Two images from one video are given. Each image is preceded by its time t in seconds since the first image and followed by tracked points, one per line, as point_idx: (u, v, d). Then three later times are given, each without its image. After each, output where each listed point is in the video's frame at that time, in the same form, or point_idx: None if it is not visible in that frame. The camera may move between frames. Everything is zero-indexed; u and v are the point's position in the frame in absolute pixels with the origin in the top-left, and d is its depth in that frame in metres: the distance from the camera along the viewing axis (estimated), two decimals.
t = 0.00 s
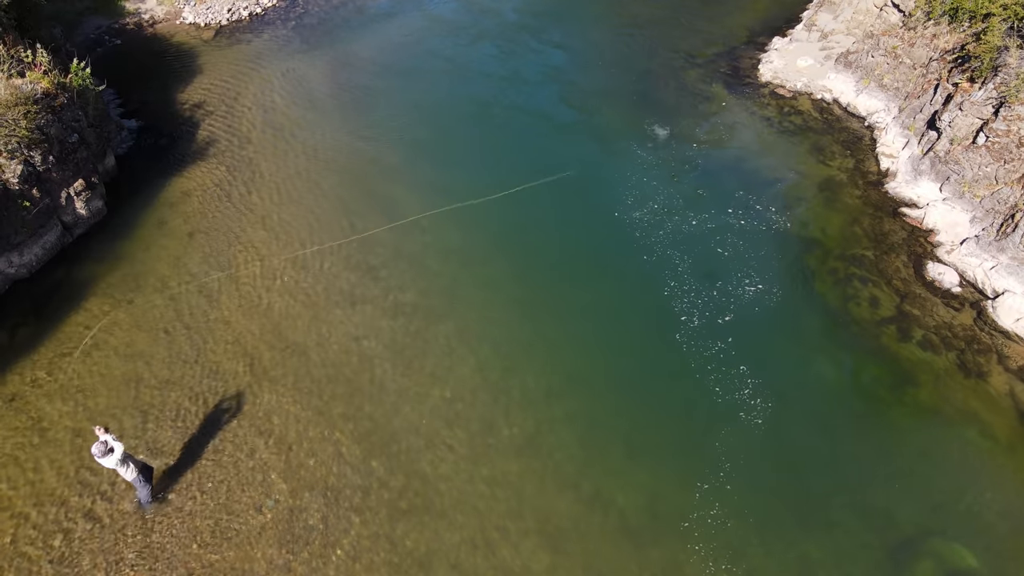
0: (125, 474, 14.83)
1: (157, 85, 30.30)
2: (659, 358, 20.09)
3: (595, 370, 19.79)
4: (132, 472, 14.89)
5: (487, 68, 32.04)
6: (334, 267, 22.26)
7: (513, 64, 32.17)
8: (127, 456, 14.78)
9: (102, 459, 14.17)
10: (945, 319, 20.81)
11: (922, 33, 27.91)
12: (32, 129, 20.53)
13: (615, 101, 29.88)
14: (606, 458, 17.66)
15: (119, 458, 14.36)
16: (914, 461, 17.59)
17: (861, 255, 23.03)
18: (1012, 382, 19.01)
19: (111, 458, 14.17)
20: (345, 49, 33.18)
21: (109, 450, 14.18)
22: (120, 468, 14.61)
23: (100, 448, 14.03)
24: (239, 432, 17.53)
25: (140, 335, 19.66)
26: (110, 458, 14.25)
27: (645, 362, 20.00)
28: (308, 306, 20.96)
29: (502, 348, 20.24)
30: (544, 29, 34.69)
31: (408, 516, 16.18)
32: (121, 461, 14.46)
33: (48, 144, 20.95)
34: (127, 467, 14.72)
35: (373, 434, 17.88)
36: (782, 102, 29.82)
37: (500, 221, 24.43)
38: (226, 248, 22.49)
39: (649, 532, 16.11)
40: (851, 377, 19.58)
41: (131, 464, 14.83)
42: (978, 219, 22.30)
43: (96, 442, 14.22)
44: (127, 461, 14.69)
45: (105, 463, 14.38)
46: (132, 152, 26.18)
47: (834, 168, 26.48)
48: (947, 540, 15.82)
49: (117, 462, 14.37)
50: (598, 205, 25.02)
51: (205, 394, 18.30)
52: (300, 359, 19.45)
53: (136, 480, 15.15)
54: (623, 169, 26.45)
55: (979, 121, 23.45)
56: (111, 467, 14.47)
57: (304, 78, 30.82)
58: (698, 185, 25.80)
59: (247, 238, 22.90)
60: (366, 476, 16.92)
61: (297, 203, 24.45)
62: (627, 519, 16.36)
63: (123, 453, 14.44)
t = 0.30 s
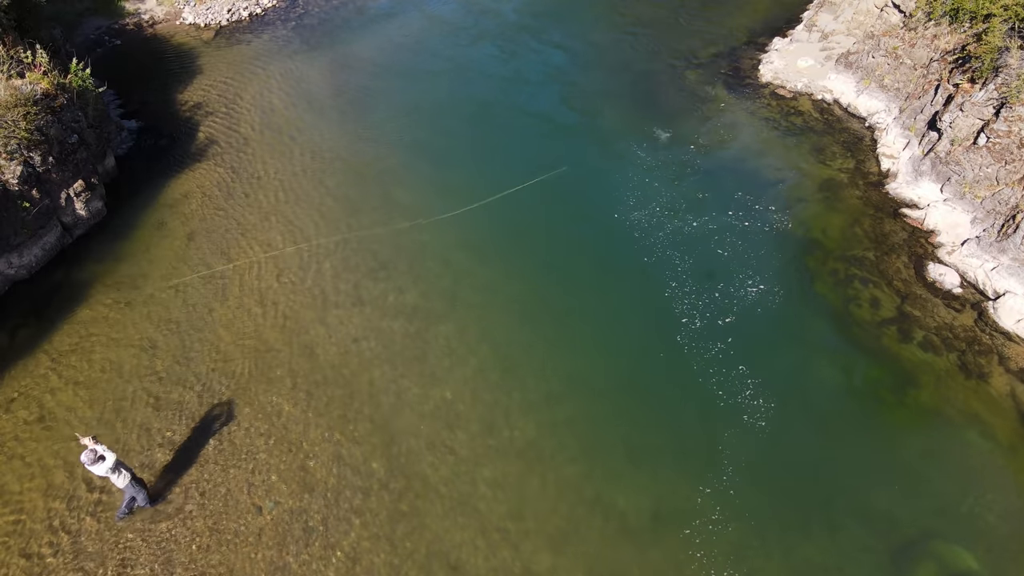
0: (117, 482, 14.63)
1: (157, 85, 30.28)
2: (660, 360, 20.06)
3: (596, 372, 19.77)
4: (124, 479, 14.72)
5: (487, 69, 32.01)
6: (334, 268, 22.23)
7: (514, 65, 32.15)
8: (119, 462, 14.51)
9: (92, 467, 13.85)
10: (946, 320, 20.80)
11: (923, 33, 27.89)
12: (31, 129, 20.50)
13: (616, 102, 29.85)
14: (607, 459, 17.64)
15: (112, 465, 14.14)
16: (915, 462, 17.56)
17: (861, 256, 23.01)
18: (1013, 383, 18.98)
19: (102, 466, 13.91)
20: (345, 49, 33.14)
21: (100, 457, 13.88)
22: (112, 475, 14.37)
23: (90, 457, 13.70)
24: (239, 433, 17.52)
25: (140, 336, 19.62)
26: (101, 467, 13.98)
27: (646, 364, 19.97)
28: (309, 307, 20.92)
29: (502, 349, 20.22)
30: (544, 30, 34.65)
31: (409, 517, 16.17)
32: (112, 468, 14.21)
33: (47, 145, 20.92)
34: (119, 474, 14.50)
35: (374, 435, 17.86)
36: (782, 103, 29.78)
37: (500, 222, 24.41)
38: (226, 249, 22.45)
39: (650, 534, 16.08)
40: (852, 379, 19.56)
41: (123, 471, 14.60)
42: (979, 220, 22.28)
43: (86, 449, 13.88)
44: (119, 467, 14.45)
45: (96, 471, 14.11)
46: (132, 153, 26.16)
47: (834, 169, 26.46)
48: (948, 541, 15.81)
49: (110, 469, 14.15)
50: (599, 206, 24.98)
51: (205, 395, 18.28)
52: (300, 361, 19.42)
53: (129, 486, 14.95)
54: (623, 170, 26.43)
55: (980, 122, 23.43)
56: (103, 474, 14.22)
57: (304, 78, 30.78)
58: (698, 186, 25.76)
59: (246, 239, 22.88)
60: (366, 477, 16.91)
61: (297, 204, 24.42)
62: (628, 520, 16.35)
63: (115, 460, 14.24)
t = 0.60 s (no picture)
0: (103, 492, 14.21)
1: (157, 85, 30.25)
2: (661, 360, 20.01)
3: (597, 373, 19.72)
4: (110, 489, 14.30)
5: (486, 69, 31.97)
6: (334, 268, 22.19)
7: (514, 65, 32.11)
8: (106, 472, 14.19)
9: (79, 476, 13.61)
10: (947, 320, 20.76)
11: (924, 33, 27.86)
12: (31, 129, 20.47)
13: (616, 102, 29.80)
14: (608, 461, 17.60)
15: (101, 474, 13.87)
16: (916, 463, 17.55)
17: (862, 256, 22.97)
18: (1015, 383, 18.94)
19: (89, 475, 13.64)
20: (345, 49, 33.09)
21: (88, 466, 13.66)
22: (98, 485, 14.02)
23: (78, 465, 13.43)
24: (238, 434, 17.49)
25: (139, 337, 19.58)
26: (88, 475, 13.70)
27: (647, 364, 19.93)
28: (308, 307, 20.88)
29: (503, 350, 20.18)
30: (544, 30, 34.60)
31: (409, 518, 16.16)
32: (100, 477, 13.92)
33: (46, 145, 20.88)
34: (105, 484, 14.13)
35: (374, 436, 17.83)
36: (782, 103, 29.71)
37: (501, 223, 24.35)
38: (225, 250, 22.41)
39: (651, 536, 16.05)
40: (853, 380, 19.54)
41: (110, 481, 14.24)
42: (981, 220, 22.23)
43: (70, 459, 13.57)
44: (106, 477, 14.10)
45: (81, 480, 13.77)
46: (131, 153, 26.10)
47: (835, 169, 26.41)
48: (950, 542, 15.78)
49: (99, 478, 13.88)
50: (599, 207, 24.93)
51: (204, 396, 18.25)
52: (299, 361, 19.38)
53: (115, 495, 14.53)
54: (624, 170, 26.38)
55: (981, 122, 23.39)
56: (89, 484, 13.87)
57: (304, 78, 30.73)
58: (699, 186, 25.71)
59: (246, 240, 22.83)
60: (366, 478, 16.89)
61: (297, 204, 24.38)
62: (629, 521, 16.32)
63: (103, 468, 13.97)
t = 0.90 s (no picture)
0: (95, 498, 14.41)
1: (158, 86, 30.23)
2: (663, 361, 20.01)
3: (599, 374, 19.70)
4: (102, 495, 14.47)
5: (486, 69, 31.96)
6: (334, 269, 22.18)
7: (514, 65, 32.10)
8: (97, 479, 14.39)
9: (69, 484, 13.85)
10: (948, 320, 20.79)
11: (924, 33, 27.86)
12: (31, 130, 20.49)
13: (617, 102, 29.78)
14: (609, 462, 17.61)
15: (90, 482, 14.07)
16: (918, 464, 17.59)
17: (862, 256, 22.96)
18: (1015, 384, 19.00)
19: (78, 483, 13.85)
20: (345, 49, 33.07)
21: (76, 474, 13.87)
22: (89, 492, 14.22)
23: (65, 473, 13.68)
24: (239, 435, 17.51)
25: (140, 338, 19.57)
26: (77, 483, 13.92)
27: (648, 365, 19.92)
28: (309, 308, 20.86)
29: (504, 350, 20.17)
30: (544, 30, 34.59)
31: (410, 519, 16.20)
32: (90, 484, 14.11)
33: (47, 146, 20.89)
34: (97, 491, 14.32)
35: (374, 437, 17.84)
36: (783, 103, 29.69)
37: (502, 224, 24.33)
38: (226, 250, 22.40)
39: (653, 536, 16.09)
40: (854, 381, 19.56)
41: (101, 488, 14.41)
42: (982, 221, 22.22)
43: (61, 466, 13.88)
44: (97, 484, 14.30)
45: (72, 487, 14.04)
46: (132, 154, 26.07)
47: (835, 169, 26.39)
48: (951, 543, 15.87)
49: (88, 485, 14.06)
50: (600, 207, 24.91)
51: (205, 397, 18.25)
52: (300, 362, 19.38)
53: (108, 501, 14.72)
54: (625, 170, 26.35)
55: (981, 122, 23.37)
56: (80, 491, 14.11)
57: (304, 79, 30.71)
58: (700, 187, 25.68)
59: (246, 241, 22.80)
60: (367, 479, 16.91)
61: (297, 204, 24.35)
62: (631, 522, 16.35)
63: (93, 476, 14.17)
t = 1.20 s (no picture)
0: (89, 498, 14.54)
1: (157, 80, 30.10)
2: (664, 356, 20.01)
3: (600, 370, 19.67)
4: (96, 495, 14.58)
5: (486, 64, 31.88)
6: (334, 263, 22.16)
7: (514, 60, 32.02)
8: (91, 478, 14.54)
9: (62, 483, 14.07)
10: (948, 315, 20.88)
11: (925, 28, 27.64)
12: (30, 124, 20.43)
13: (617, 97, 29.70)
14: (609, 457, 17.63)
15: (83, 481, 14.21)
16: (918, 460, 17.68)
17: (863, 251, 22.95)
18: (1015, 378, 19.20)
19: (70, 482, 14.03)
20: (344, 44, 32.91)
21: (69, 473, 14.08)
22: (83, 491, 14.37)
23: (58, 472, 13.95)
24: (238, 429, 17.53)
25: (139, 332, 19.56)
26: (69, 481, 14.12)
27: (649, 360, 19.91)
28: (308, 302, 20.84)
29: (504, 345, 20.17)
30: (544, 25, 34.49)
31: (410, 513, 16.28)
32: (83, 483, 14.26)
33: (46, 140, 20.86)
34: (90, 490, 14.45)
35: (374, 431, 17.86)
36: (784, 98, 29.62)
37: (503, 219, 24.27)
38: (225, 245, 22.35)
39: (653, 531, 16.19)
40: (855, 376, 19.59)
41: (95, 487, 14.52)
42: (982, 215, 22.25)
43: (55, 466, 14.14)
44: (91, 483, 14.44)
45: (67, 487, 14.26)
46: (131, 149, 25.97)
47: (836, 164, 26.37)
48: (950, 538, 16.05)
49: (82, 484, 14.21)
50: (601, 203, 24.85)
51: (205, 391, 18.27)
52: (299, 357, 19.36)
53: (102, 501, 14.79)
54: (626, 166, 26.27)
55: (982, 117, 23.36)
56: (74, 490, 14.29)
57: (304, 74, 30.62)
58: (702, 182, 25.62)
59: (246, 235, 22.74)
60: (367, 473, 16.97)
61: (297, 199, 24.31)
62: (631, 516, 16.45)
63: (86, 475, 14.31)
